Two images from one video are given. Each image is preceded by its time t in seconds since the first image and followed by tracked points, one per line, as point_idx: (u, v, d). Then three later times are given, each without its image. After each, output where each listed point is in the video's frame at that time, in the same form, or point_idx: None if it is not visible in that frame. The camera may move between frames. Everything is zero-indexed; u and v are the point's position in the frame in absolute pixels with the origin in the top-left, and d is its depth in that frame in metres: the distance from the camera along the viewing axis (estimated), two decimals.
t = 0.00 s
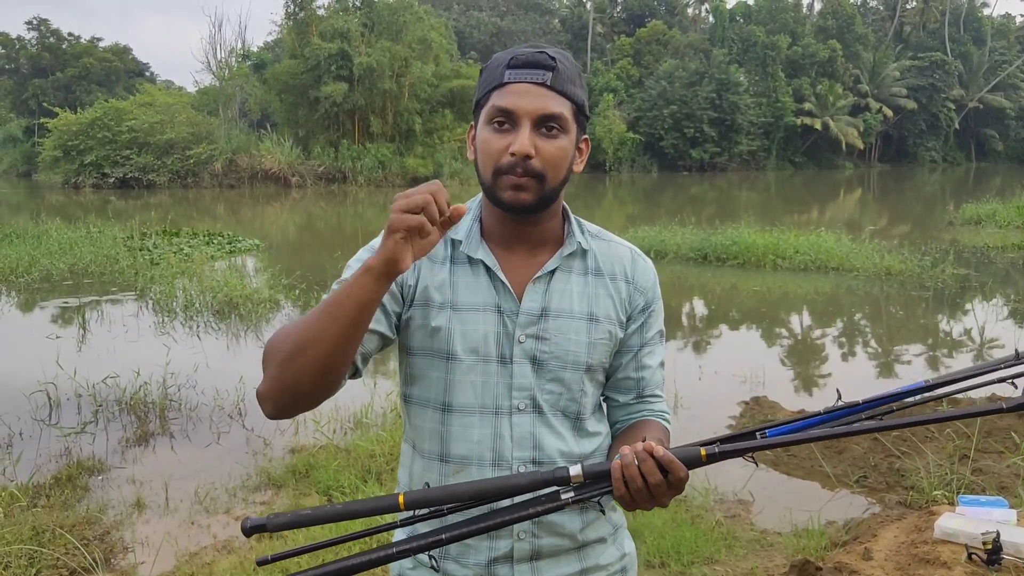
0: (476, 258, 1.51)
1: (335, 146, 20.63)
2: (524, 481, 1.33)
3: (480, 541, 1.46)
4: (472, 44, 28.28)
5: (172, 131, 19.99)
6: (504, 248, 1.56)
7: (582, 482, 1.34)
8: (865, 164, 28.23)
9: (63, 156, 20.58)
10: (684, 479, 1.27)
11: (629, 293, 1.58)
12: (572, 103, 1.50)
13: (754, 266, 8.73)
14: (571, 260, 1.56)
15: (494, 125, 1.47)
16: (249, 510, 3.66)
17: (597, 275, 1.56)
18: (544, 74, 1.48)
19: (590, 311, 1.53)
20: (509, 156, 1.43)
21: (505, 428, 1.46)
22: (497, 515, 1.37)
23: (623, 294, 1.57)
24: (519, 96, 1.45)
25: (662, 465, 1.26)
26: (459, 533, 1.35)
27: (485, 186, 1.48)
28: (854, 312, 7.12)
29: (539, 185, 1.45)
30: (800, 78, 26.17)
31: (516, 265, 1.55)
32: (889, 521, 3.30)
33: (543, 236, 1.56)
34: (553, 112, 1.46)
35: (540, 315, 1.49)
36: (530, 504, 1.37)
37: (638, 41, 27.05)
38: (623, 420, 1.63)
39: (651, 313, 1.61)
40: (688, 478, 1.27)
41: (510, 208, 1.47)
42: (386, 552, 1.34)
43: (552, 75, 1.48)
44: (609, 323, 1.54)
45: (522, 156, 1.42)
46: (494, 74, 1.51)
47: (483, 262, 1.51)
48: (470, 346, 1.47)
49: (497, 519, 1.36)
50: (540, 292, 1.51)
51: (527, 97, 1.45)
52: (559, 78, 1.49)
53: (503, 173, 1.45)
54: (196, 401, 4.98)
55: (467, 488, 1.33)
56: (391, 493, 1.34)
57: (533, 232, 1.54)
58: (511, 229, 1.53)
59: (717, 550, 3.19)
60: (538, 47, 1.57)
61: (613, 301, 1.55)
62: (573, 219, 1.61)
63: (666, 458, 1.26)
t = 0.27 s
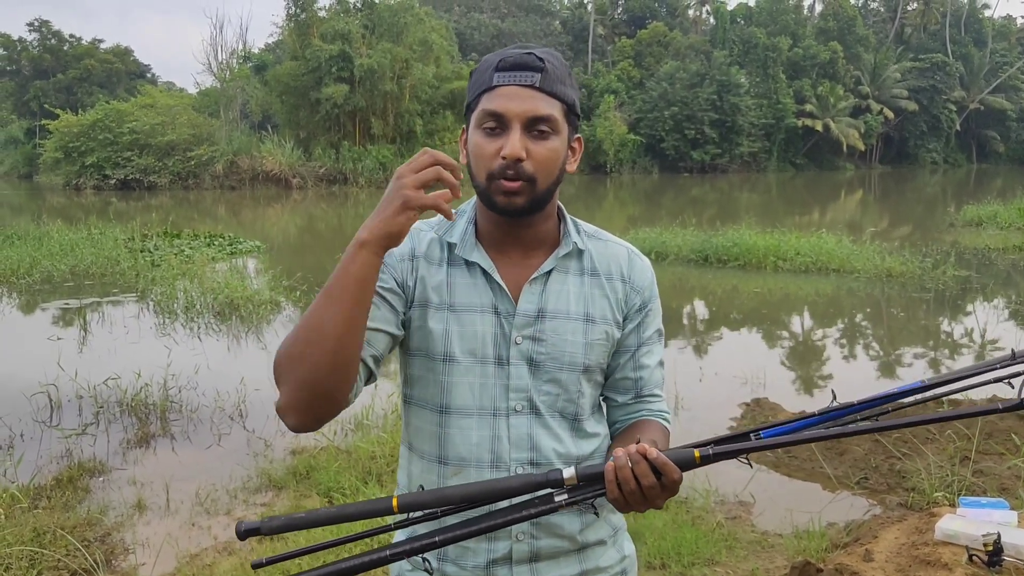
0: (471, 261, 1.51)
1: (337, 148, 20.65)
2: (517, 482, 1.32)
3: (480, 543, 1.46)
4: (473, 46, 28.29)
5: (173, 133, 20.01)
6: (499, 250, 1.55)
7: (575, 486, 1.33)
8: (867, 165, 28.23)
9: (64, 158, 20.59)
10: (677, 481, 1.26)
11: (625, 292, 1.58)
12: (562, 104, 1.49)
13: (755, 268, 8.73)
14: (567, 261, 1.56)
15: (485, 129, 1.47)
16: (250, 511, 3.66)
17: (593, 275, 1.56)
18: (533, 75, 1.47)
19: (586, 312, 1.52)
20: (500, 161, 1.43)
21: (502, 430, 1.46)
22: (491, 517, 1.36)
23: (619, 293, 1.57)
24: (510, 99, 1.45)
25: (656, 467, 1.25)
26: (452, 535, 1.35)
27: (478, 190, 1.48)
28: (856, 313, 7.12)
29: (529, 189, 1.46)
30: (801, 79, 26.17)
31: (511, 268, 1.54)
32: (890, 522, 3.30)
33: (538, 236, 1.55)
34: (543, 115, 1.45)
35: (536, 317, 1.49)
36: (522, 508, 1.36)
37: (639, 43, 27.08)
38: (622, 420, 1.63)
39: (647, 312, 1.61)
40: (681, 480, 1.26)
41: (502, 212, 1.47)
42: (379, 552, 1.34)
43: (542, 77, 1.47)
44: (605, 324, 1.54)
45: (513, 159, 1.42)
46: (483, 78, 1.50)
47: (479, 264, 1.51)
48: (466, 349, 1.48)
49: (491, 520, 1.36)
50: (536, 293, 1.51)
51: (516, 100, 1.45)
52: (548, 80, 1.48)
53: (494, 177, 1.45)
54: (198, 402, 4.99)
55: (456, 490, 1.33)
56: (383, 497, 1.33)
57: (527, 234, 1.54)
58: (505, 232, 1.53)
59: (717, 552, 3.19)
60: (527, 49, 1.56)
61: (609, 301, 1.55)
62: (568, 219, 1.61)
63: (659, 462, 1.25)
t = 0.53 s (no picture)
0: (470, 267, 1.51)
1: (339, 151, 20.68)
2: (480, 473, 1.28)
3: (478, 548, 1.46)
4: (475, 49, 28.33)
5: (176, 136, 20.04)
6: (496, 255, 1.55)
7: (538, 475, 1.29)
8: (868, 169, 28.24)
9: (67, 161, 20.61)
10: (640, 469, 1.23)
11: (620, 292, 1.57)
12: (554, 102, 1.49)
13: (757, 271, 8.73)
14: (563, 264, 1.57)
15: (477, 129, 1.46)
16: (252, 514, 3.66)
17: (588, 277, 1.56)
18: (523, 73, 1.47)
19: (583, 315, 1.53)
20: (492, 157, 1.43)
21: (501, 436, 1.46)
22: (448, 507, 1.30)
23: (614, 293, 1.57)
24: (499, 97, 1.45)
25: (618, 459, 1.22)
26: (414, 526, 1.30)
27: (472, 193, 1.48)
28: (857, 317, 7.12)
29: (524, 188, 1.45)
30: (803, 82, 26.19)
31: (508, 273, 1.55)
32: (892, 526, 3.29)
33: (534, 240, 1.55)
34: (534, 112, 1.45)
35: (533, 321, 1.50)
36: (486, 499, 1.30)
37: (640, 46, 27.12)
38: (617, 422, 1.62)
39: (643, 310, 1.60)
40: (642, 467, 1.23)
41: (497, 213, 1.47)
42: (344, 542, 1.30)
43: (532, 74, 1.47)
44: (601, 325, 1.54)
45: (506, 155, 1.42)
46: (475, 78, 1.50)
47: (476, 269, 1.51)
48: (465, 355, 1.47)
49: (451, 510, 1.30)
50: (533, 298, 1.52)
51: (507, 97, 1.45)
52: (539, 78, 1.48)
53: (488, 176, 1.44)
54: (200, 405, 4.99)
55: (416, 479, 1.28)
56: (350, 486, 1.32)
57: (523, 237, 1.54)
58: (501, 235, 1.53)
59: (719, 555, 3.18)
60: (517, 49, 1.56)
61: (604, 301, 1.55)
62: (563, 220, 1.61)
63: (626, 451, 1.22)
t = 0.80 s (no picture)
0: (472, 272, 1.51)
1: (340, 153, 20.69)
2: (488, 486, 1.28)
3: (483, 552, 1.46)
4: (477, 52, 28.35)
5: (177, 138, 20.06)
6: (496, 259, 1.55)
7: (546, 490, 1.28)
8: (870, 171, 28.22)
9: (69, 163, 20.63)
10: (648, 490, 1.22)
11: (622, 296, 1.58)
12: (556, 108, 1.49)
13: (759, 273, 8.73)
14: (564, 267, 1.56)
15: (478, 134, 1.47)
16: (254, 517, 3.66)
17: (590, 281, 1.56)
18: (525, 79, 1.47)
19: (585, 319, 1.53)
20: (494, 164, 1.43)
21: (503, 440, 1.46)
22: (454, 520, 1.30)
23: (617, 297, 1.57)
24: (502, 103, 1.45)
25: (629, 476, 1.21)
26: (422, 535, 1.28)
27: (472, 198, 1.48)
28: (859, 319, 7.11)
29: (527, 192, 1.45)
30: (804, 84, 26.18)
31: (510, 277, 1.54)
32: (894, 529, 3.29)
33: (534, 244, 1.54)
34: (536, 118, 1.45)
35: (536, 326, 1.50)
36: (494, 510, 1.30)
37: (642, 49, 27.15)
38: (618, 424, 1.61)
39: (644, 313, 1.60)
40: (651, 487, 1.22)
41: (498, 217, 1.47)
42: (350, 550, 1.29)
43: (535, 80, 1.47)
44: (604, 329, 1.54)
45: (507, 162, 1.42)
46: (476, 84, 1.50)
47: (479, 275, 1.50)
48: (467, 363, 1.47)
49: (457, 522, 1.30)
50: (535, 302, 1.52)
51: (509, 103, 1.45)
52: (542, 83, 1.48)
53: (490, 181, 1.44)
54: (202, 407, 4.99)
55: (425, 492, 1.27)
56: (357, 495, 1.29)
57: (524, 241, 1.53)
58: (503, 240, 1.53)
59: (721, 558, 3.18)
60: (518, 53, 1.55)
61: (606, 306, 1.55)
62: (564, 224, 1.60)
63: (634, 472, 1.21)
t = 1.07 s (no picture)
0: (476, 274, 1.51)
1: (341, 155, 20.70)
2: (509, 481, 1.30)
3: (486, 556, 1.46)
4: (478, 54, 28.37)
5: (178, 140, 20.08)
6: (500, 261, 1.56)
7: (567, 484, 1.32)
8: (871, 173, 28.22)
9: (69, 166, 20.64)
10: (671, 485, 1.25)
11: (628, 298, 1.57)
12: (556, 108, 1.49)
13: (759, 275, 8.72)
14: (569, 270, 1.56)
15: (478, 136, 1.47)
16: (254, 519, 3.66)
17: (595, 283, 1.56)
18: (524, 80, 1.47)
19: (590, 321, 1.52)
20: (495, 166, 1.43)
21: (508, 444, 1.46)
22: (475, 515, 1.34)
23: (622, 299, 1.56)
24: (501, 105, 1.45)
25: (652, 469, 1.24)
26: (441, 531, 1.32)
27: (472, 200, 1.48)
28: (860, 321, 7.11)
29: (529, 193, 1.45)
30: (805, 87, 26.19)
31: (513, 278, 1.54)
32: (895, 531, 3.28)
33: (536, 245, 1.55)
34: (537, 118, 1.45)
35: (540, 328, 1.50)
36: (512, 506, 1.34)
37: (642, 51, 27.17)
38: (626, 427, 1.62)
39: (652, 315, 1.60)
40: (676, 483, 1.25)
41: (500, 219, 1.47)
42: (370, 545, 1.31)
43: (533, 81, 1.47)
44: (610, 331, 1.53)
45: (508, 164, 1.42)
46: (475, 87, 1.51)
47: (482, 276, 1.51)
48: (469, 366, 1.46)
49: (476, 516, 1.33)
50: (539, 305, 1.51)
51: (508, 105, 1.45)
52: (541, 83, 1.48)
53: (490, 183, 1.44)
54: (202, 409, 4.99)
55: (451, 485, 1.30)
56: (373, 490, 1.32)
57: (526, 242, 1.54)
58: (506, 240, 1.53)
59: (721, 560, 3.18)
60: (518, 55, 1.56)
61: (611, 309, 1.55)
62: (568, 227, 1.60)
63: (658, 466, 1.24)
